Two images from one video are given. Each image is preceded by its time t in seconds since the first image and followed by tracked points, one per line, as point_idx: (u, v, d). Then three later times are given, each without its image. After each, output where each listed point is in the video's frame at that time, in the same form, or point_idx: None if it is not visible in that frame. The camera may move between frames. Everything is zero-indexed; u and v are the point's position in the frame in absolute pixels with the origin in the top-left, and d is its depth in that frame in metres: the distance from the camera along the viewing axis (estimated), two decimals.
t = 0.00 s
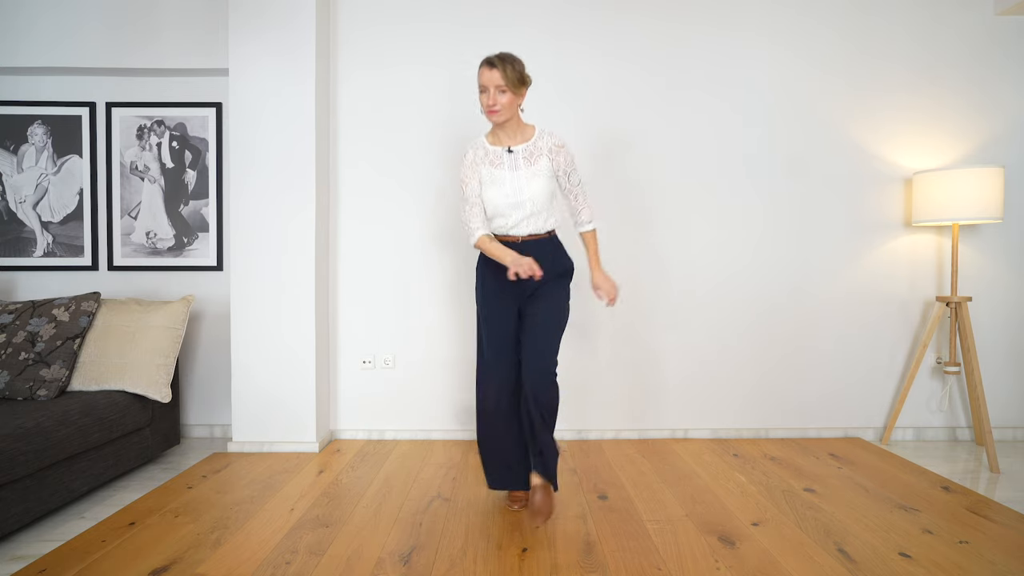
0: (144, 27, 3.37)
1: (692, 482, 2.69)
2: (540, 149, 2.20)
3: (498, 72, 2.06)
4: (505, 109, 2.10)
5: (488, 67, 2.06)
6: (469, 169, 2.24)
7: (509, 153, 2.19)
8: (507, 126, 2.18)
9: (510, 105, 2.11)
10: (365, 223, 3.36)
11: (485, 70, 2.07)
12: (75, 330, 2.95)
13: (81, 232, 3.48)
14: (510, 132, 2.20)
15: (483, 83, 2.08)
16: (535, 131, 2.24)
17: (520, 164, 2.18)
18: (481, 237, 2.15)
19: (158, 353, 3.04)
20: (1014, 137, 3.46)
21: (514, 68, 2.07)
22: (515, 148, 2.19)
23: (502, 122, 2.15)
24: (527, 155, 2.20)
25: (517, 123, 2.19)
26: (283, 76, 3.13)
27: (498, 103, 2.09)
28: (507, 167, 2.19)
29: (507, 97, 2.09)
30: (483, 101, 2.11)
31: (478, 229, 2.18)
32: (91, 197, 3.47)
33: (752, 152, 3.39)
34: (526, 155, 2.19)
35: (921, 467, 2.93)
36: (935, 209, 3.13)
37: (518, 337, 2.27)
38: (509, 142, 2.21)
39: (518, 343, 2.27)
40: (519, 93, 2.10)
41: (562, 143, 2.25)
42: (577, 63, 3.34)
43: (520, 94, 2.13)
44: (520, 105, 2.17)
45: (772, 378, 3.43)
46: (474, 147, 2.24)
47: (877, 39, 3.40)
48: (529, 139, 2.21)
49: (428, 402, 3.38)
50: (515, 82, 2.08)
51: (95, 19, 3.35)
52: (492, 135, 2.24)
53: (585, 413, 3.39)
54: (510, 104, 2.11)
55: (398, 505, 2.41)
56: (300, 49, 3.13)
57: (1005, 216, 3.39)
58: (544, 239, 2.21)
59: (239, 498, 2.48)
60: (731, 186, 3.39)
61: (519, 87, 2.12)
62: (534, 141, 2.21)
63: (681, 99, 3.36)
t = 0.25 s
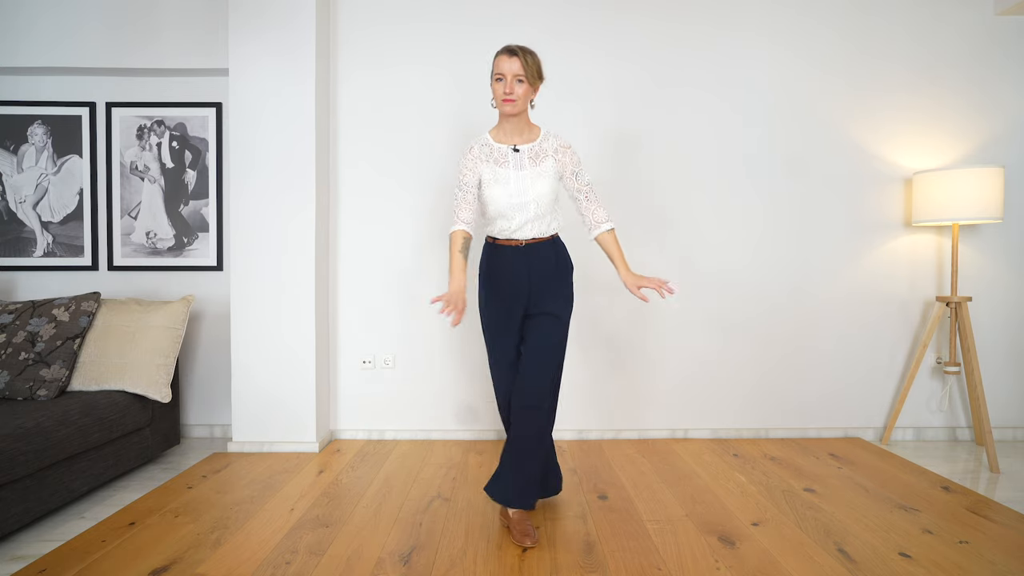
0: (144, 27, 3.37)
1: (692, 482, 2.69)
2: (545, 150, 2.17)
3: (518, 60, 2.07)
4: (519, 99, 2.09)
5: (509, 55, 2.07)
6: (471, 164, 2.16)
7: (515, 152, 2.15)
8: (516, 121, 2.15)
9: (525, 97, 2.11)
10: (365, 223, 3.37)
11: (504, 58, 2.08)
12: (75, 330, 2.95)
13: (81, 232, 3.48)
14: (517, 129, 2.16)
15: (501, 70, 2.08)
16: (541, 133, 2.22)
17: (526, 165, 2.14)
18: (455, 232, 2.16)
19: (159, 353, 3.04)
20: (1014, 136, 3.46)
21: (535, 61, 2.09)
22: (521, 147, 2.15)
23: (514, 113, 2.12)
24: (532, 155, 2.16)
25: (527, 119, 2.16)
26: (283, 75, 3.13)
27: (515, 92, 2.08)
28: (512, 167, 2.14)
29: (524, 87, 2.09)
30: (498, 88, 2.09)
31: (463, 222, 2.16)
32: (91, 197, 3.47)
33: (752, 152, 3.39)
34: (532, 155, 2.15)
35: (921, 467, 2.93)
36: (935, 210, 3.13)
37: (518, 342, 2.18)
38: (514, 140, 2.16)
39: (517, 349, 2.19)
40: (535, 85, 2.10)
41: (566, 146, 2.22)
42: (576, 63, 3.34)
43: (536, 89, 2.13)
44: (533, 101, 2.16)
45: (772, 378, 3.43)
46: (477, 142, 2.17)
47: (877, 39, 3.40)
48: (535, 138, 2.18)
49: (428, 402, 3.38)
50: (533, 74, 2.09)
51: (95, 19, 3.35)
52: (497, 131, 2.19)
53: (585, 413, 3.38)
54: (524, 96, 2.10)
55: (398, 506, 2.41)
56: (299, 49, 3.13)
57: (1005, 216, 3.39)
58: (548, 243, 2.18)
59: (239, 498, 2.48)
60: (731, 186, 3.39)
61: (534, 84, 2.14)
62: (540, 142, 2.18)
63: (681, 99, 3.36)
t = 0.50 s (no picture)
0: (144, 27, 3.37)
1: (692, 482, 2.69)
2: (554, 159, 2.02)
3: (533, 65, 1.94)
4: (533, 107, 1.96)
5: (525, 59, 1.94)
6: (476, 168, 2.04)
7: (522, 158, 2.01)
8: (527, 129, 2.02)
9: (539, 104, 1.98)
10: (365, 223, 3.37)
11: (519, 63, 1.95)
12: (75, 330, 2.95)
13: (81, 232, 3.48)
14: (528, 137, 2.03)
15: (515, 76, 1.95)
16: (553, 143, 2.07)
17: (532, 172, 2.00)
18: (449, 253, 2.07)
19: (159, 353, 3.04)
20: (1014, 136, 3.46)
21: (550, 66, 1.96)
22: (528, 153, 2.01)
23: (525, 123, 1.99)
24: (539, 164, 2.01)
25: (539, 129, 2.03)
26: (283, 75, 3.13)
27: (529, 98, 1.96)
28: (518, 173, 2.00)
29: (537, 94, 1.96)
30: (510, 93, 1.97)
31: (455, 241, 2.06)
32: (91, 197, 3.47)
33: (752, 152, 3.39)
34: (539, 163, 2.01)
35: (921, 467, 2.93)
36: (935, 210, 3.13)
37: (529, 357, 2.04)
38: (524, 148, 2.03)
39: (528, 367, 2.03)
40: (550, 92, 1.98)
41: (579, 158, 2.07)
42: (576, 63, 3.33)
43: (550, 96, 2.00)
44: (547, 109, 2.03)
45: (772, 378, 3.43)
46: (485, 145, 2.04)
47: (877, 39, 3.40)
48: (546, 147, 2.04)
49: (428, 402, 3.38)
50: (548, 80, 1.97)
51: (95, 19, 3.35)
52: (508, 137, 2.06)
53: (585, 413, 3.39)
54: (537, 103, 1.98)
55: (398, 506, 2.41)
56: (299, 49, 3.13)
57: (1005, 216, 3.39)
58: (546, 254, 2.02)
59: (239, 498, 2.48)
60: (731, 186, 3.39)
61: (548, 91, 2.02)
62: (550, 150, 2.03)
63: (681, 99, 3.36)
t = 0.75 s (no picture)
0: (144, 27, 3.37)
1: (691, 482, 2.69)
2: (558, 138, 1.99)
3: (536, 46, 1.90)
4: (533, 88, 1.93)
5: (528, 39, 1.90)
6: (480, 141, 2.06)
7: (525, 133, 2.00)
8: (531, 110, 2.00)
9: (541, 86, 1.94)
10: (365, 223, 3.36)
11: (523, 43, 1.92)
12: (75, 330, 2.95)
13: (81, 232, 3.48)
14: (532, 118, 2.02)
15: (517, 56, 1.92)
16: (560, 123, 2.04)
17: (533, 150, 1.99)
18: (462, 219, 2.15)
19: (159, 353, 3.04)
20: (1014, 136, 3.46)
21: (555, 47, 1.91)
22: (532, 129, 1.99)
23: (527, 103, 1.97)
24: (542, 142, 1.99)
25: (544, 109, 2.00)
26: (283, 76, 3.13)
27: (529, 80, 1.92)
28: (519, 149, 1.99)
29: (539, 75, 1.92)
30: (512, 73, 1.94)
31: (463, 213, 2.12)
32: (91, 197, 3.47)
33: (752, 152, 3.39)
34: (542, 141, 1.99)
35: (920, 467, 2.93)
36: (935, 209, 3.13)
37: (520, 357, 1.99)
38: (530, 125, 2.02)
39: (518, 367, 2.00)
40: (553, 74, 1.93)
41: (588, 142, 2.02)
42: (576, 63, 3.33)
43: (554, 78, 1.96)
44: (552, 91, 1.99)
45: (772, 377, 3.43)
46: (490, 120, 2.05)
47: (877, 39, 3.40)
48: (553, 127, 2.01)
49: (428, 402, 3.38)
50: (550, 62, 1.92)
51: (95, 19, 3.35)
52: (515, 116, 2.06)
53: (585, 413, 3.39)
54: (539, 85, 1.94)
55: (398, 506, 2.41)
56: (299, 49, 3.13)
57: (1005, 216, 3.39)
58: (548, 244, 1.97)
59: (239, 498, 2.48)
60: (731, 186, 3.39)
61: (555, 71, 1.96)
62: (554, 129, 2.00)
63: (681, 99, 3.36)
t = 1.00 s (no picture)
0: (144, 27, 3.37)
1: (691, 482, 2.69)
2: (553, 141, 1.99)
3: (535, 46, 1.89)
4: (529, 88, 1.93)
5: (527, 39, 1.91)
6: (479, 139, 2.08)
7: (520, 134, 2.01)
8: (530, 110, 2.00)
9: (538, 87, 1.93)
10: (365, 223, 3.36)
11: (524, 43, 1.93)
12: (75, 330, 2.95)
13: (81, 232, 3.48)
14: (532, 118, 2.02)
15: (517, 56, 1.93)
16: (561, 125, 2.02)
17: (527, 151, 1.99)
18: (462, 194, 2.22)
19: (159, 353, 3.04)
20: (1014, 136, 3.46)
21: (554, 48, 1.90)
22: (528, 130, 2.00)
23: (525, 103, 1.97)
24: (537, 143, 2.00)
25: (543, 110, 1.99)
26: (283, 76, 3.13)
27: (525, 80, 1.92)
28: (514, 149, 2.00)
29: (535, 75, 1.91)
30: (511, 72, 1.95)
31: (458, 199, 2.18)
32: (91, 197, 3.47)
33: (752, 152, 3.39)
34: (537, 143, 1.99)
35: (921, 467, 2.93)
36: (935, 209, 3.13)
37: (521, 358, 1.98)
38: (529, 126, 2.02)
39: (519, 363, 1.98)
40: (551, 75, 1.92)
41: (586, 144, 2.01)
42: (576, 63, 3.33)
43: (554, 80, 1.94)
44: (552, 93, 1.98)
45: (772, 377, 3.43)
46: (490, 119, 2.08)
47: (877, 39, 3.40)
48: (551, 128, 2.01)
49: (428, 402, 3.38)
50: (548, 64, 1.91)
51: (95, 19, 3.35)
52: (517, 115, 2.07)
53: (585, 413, 3.38)
54: (536, 86, 1.93)
55: (398, 506, 2.41)
56: (299, 49, 3.13)
57: (1005, 216, 3.39)
58: (546, 243, 1.97)
59: (239, 498, 2.48)
60: (731, 186, 3.39)
61: (555, 73, 1.94)
62: (551, 131, 2.00)
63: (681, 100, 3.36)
